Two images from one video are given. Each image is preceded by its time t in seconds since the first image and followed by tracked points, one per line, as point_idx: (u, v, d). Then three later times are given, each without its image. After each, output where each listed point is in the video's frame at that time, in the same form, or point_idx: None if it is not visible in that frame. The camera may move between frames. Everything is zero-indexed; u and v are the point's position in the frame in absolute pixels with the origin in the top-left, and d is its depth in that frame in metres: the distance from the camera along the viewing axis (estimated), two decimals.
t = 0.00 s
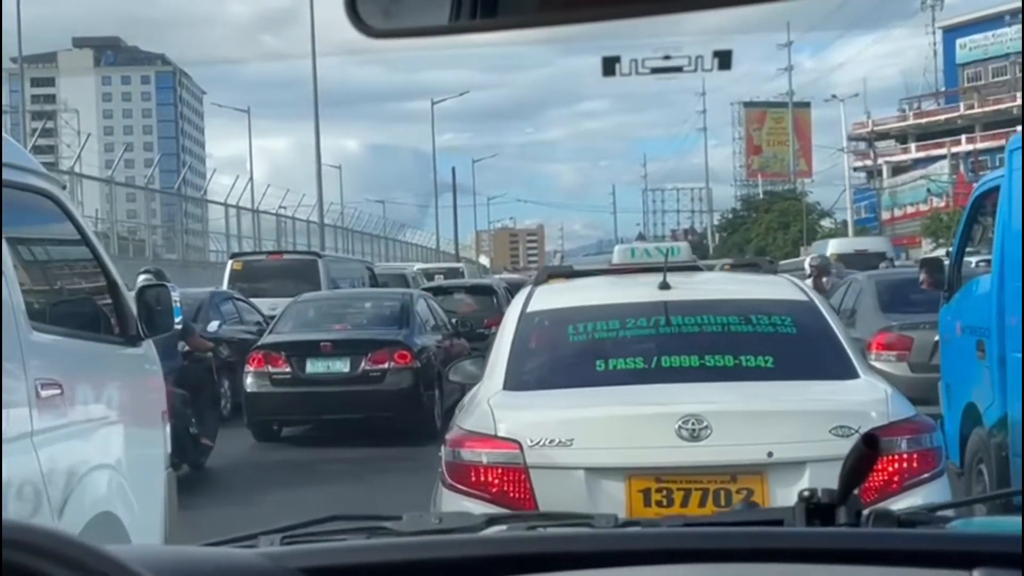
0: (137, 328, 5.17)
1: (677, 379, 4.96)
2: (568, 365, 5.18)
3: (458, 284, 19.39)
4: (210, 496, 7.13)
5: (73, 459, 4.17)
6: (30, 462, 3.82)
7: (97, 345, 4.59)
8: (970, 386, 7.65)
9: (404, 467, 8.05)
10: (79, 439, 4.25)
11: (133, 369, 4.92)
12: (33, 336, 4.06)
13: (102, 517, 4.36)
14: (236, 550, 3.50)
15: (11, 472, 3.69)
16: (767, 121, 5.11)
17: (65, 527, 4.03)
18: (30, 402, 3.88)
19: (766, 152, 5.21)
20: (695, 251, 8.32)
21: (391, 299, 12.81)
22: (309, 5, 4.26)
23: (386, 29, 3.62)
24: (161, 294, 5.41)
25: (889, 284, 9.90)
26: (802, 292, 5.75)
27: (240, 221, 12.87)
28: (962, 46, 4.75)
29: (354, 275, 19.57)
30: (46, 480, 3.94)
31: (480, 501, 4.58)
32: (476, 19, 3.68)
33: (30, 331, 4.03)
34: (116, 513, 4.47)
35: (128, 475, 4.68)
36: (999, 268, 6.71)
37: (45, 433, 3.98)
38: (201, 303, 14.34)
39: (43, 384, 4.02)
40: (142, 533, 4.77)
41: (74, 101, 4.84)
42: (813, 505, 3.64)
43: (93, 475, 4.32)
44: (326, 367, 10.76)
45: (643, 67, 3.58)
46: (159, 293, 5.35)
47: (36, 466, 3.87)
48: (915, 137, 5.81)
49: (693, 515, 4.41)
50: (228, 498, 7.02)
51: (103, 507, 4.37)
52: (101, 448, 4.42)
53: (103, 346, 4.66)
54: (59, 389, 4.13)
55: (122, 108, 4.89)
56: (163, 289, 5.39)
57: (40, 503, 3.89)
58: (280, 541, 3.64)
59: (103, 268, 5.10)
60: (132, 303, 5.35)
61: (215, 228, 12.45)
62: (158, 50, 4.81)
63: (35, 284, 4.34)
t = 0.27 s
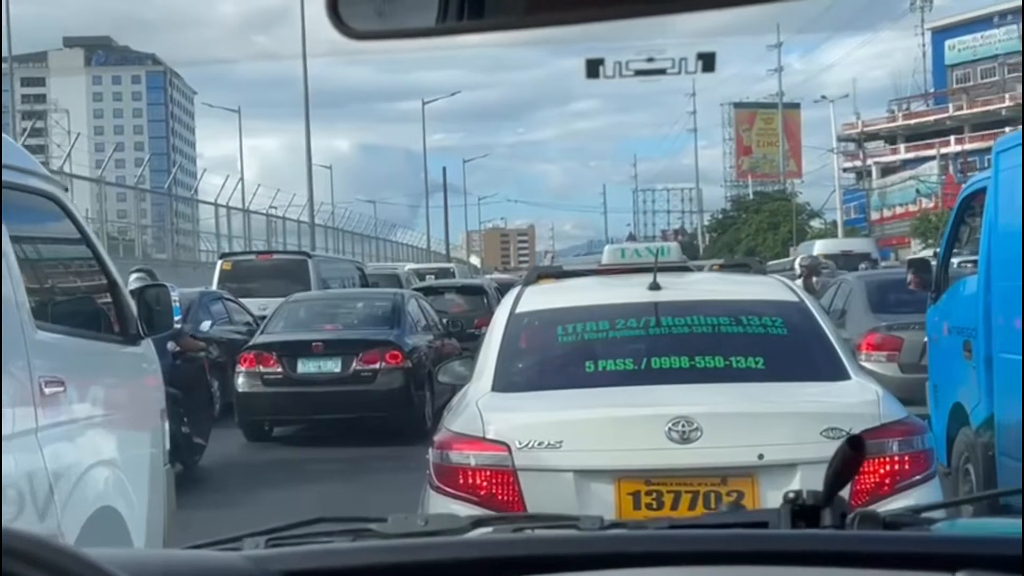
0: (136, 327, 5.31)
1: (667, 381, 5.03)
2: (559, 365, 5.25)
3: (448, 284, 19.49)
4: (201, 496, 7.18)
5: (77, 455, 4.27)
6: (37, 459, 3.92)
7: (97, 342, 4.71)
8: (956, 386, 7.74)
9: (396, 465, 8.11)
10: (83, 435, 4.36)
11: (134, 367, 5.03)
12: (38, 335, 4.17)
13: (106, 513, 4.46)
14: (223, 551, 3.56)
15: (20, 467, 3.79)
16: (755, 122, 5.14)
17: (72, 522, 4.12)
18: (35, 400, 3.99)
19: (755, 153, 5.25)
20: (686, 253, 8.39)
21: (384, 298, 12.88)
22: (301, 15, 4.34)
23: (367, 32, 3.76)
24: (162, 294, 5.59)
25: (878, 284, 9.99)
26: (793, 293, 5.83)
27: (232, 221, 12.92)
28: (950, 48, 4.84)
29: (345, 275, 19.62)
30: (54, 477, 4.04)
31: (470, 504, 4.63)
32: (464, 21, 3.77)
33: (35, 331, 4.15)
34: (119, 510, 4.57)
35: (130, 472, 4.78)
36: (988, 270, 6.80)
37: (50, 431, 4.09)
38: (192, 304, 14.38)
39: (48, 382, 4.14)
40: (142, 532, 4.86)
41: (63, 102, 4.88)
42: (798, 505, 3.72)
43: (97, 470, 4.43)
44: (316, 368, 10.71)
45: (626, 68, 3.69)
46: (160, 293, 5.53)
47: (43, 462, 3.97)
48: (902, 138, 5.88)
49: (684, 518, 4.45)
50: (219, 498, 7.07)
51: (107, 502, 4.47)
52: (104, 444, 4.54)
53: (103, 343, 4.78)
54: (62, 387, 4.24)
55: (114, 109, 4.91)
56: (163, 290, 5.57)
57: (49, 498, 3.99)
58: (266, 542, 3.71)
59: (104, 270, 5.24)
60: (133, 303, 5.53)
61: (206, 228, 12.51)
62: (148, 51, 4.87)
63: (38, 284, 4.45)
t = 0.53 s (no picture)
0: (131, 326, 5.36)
1: (650, 381, 5.03)
2: (542, 365, 5.25)
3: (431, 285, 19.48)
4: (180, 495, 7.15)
5: (77, 451, 4.29)
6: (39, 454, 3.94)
7: (94, 339, 4.76)
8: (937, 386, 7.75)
9: (377, 464, 8.10)
10: (82, 430, 4.39)
11: (130, 365, 5.08)
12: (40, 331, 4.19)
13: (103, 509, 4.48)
14: (202, 551, 3.54)
15: (25, 461, 3.80)
16: (739, 123, 5.18)
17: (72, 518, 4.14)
18: (38, 396, 4.00)
19: (738, 155, 5.31)
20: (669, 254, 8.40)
21: (367, 298, 12.86)
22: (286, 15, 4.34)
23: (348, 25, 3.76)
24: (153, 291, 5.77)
25: (860, 285, 10.02)
26: (775, 293, 5.84)
27: (214, 221, 12.89)
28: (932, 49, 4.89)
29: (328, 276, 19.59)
30: (55, 472, 4.05)
31: (452, 505, 4.62)
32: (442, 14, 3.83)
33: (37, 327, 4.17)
34: (116, 506, 4.60)
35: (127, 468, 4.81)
36: (967, 269, 6.83)
37: (52, 426, 4.10)
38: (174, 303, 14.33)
39: (50, 377, 4.15)
40: (138, 528, 4.89)
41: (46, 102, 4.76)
42: (778, 505, 3.72)
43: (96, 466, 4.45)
44: (301, 368, 10.68)
45: (605, 63, 3.67)
46: (154, 293, 5.69)
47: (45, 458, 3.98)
48: (885, 138, 5.89)
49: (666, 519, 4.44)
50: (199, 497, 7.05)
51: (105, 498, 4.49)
52: (102, 440, 4.56)
53: (101, 341, 4.83)
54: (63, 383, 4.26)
55: (96, 108, 4.94)
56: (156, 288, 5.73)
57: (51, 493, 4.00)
58: (243, 542, 3.69)
59: (98, 267, 5.31)
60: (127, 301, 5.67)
61: (189, 228, 12.47)
62: (130, 49, 4.91)
63: (36, 283, 4.50)
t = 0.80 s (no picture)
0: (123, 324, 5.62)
1: (628, 380, 5.08)
2: (521, 365, 5.29)
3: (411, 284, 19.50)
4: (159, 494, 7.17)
5: (72, 443, 4.54)
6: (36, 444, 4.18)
7: (88, 337, 4.97)
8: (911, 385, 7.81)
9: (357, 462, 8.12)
10: (78, 424, 4.64)
11: (121, 364, 5.34)
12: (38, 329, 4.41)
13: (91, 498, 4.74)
14: (176, 551, 3.57)
15: (22, 453, 4.03)
16: (719, 123, 5.25)
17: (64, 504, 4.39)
18: (35, 390, 4.23)
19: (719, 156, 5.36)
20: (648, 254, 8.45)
21: (348, 297, 12.88)
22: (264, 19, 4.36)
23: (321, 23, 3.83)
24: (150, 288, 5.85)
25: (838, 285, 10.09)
26: (753, 293, 5.90)
27: (194, 220, 12.89)
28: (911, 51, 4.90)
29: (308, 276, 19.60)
30: (49, 463, 4.28)
31: (432, 503, 4.66)
32: (419, 12, 3.81)
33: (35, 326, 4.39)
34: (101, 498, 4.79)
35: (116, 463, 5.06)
36: (940, 270, 6.90)
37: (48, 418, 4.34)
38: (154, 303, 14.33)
39: (47, 373, 4.39)
40: (124, 520, 5.12)
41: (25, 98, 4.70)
42: (749, 502, 3.76)
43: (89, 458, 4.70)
44: (283, 365, 10.82)
45: (575, 63, 3.72)
46: (147, 292, 5.76)
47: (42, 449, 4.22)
48: (862, 139, 5.95)
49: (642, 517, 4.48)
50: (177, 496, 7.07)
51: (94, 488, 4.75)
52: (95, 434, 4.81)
53: (94, 339, 5.06)
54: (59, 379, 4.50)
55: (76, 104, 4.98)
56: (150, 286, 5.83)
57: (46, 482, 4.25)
58: (215, 541, 3.73)
59: (95, 267, 5.54)
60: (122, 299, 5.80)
61: (168, 227, 12.48)
62: (108, 48, 4.89)
63: (35, 280, 4.71)
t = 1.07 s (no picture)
0: (109, 323, 5.76)
1: (604, 383, 5.09)
2: (498, 367, 5.30)
3: (389, 284, 19.48)
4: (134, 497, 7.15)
5: (57, 441, 4.67)
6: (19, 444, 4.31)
7: (73, 335, 5.11)
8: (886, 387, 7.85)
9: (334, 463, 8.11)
10: (63, 422, 4.77)
11: (107, 362, 5.48)
12: (22, 329, 4.56)
13: (75, 494, 4.88)
14: (147, 559, 3.56)
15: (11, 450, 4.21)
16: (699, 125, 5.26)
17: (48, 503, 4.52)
18: (24, 390, 4.41)
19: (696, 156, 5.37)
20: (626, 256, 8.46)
21: (327, 296, 12.87)
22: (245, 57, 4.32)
23: (288, 44, 3.83)
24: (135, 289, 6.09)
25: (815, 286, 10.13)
26: (729, 296, 5.92)
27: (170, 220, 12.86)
28: (888, 54, 4.82)
29: (285, 276, 19.59)
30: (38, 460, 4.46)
31: (408, 506, 4.66)
32: (391, 36, 3.80)
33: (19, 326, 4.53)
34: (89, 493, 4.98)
35: (102, 459, 5.20)
36: (916, 273, 6.94)
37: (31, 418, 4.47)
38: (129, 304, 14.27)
39: (30, 374, 4.52)
40: (114, 514, 5.30)
41: None
42: (717, 513, 3.76)
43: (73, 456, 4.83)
44: (262, 366, 11.14)
45: (544, 82, 3.75)
46: (134, 291, 5.97)
47: (24, 449, 4.35)
48: (841, 142, 5.96)
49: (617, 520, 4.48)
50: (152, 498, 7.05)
51: (78, 485, 4.89)
52: (79, 432, 4.94)
53: (80, 336, 5.20)
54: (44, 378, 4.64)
55: (51, 137, 4.84)
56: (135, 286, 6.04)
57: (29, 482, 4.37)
58: (186, 549, 3.72)
59: (80, 267, 5.67)
60: (109, 300, 5.99)
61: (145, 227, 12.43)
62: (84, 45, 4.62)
63: (23, 278, 4.84)
